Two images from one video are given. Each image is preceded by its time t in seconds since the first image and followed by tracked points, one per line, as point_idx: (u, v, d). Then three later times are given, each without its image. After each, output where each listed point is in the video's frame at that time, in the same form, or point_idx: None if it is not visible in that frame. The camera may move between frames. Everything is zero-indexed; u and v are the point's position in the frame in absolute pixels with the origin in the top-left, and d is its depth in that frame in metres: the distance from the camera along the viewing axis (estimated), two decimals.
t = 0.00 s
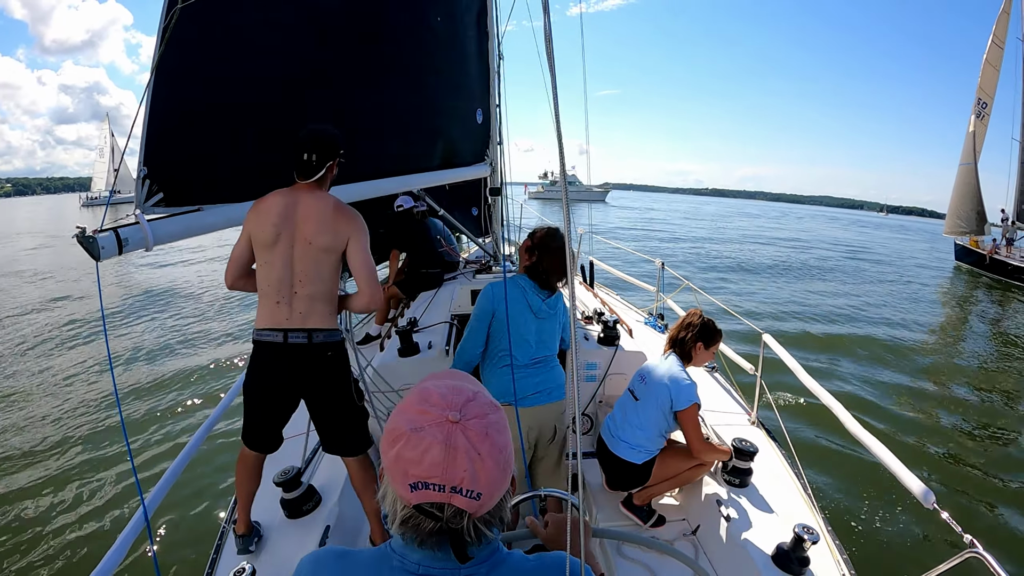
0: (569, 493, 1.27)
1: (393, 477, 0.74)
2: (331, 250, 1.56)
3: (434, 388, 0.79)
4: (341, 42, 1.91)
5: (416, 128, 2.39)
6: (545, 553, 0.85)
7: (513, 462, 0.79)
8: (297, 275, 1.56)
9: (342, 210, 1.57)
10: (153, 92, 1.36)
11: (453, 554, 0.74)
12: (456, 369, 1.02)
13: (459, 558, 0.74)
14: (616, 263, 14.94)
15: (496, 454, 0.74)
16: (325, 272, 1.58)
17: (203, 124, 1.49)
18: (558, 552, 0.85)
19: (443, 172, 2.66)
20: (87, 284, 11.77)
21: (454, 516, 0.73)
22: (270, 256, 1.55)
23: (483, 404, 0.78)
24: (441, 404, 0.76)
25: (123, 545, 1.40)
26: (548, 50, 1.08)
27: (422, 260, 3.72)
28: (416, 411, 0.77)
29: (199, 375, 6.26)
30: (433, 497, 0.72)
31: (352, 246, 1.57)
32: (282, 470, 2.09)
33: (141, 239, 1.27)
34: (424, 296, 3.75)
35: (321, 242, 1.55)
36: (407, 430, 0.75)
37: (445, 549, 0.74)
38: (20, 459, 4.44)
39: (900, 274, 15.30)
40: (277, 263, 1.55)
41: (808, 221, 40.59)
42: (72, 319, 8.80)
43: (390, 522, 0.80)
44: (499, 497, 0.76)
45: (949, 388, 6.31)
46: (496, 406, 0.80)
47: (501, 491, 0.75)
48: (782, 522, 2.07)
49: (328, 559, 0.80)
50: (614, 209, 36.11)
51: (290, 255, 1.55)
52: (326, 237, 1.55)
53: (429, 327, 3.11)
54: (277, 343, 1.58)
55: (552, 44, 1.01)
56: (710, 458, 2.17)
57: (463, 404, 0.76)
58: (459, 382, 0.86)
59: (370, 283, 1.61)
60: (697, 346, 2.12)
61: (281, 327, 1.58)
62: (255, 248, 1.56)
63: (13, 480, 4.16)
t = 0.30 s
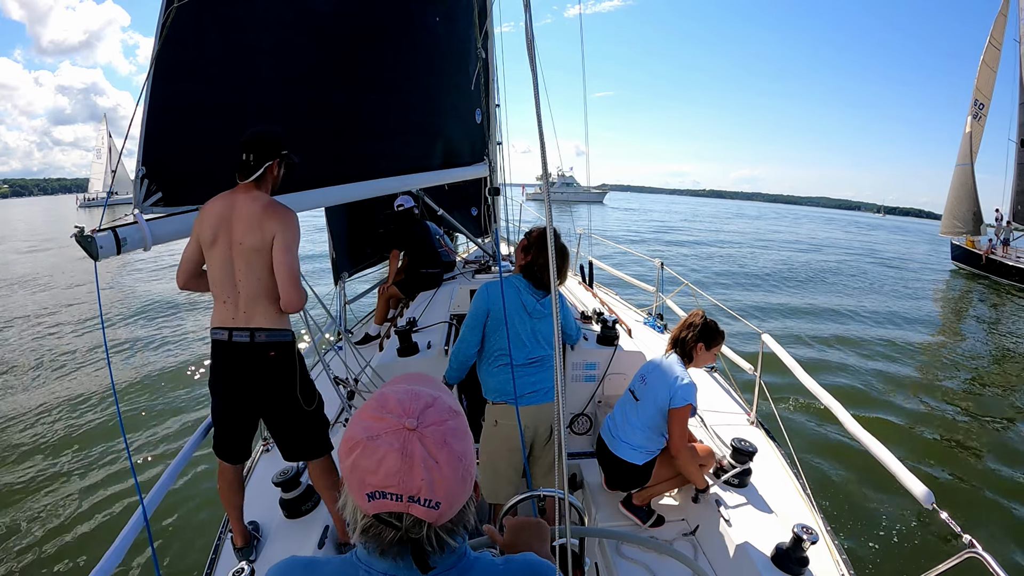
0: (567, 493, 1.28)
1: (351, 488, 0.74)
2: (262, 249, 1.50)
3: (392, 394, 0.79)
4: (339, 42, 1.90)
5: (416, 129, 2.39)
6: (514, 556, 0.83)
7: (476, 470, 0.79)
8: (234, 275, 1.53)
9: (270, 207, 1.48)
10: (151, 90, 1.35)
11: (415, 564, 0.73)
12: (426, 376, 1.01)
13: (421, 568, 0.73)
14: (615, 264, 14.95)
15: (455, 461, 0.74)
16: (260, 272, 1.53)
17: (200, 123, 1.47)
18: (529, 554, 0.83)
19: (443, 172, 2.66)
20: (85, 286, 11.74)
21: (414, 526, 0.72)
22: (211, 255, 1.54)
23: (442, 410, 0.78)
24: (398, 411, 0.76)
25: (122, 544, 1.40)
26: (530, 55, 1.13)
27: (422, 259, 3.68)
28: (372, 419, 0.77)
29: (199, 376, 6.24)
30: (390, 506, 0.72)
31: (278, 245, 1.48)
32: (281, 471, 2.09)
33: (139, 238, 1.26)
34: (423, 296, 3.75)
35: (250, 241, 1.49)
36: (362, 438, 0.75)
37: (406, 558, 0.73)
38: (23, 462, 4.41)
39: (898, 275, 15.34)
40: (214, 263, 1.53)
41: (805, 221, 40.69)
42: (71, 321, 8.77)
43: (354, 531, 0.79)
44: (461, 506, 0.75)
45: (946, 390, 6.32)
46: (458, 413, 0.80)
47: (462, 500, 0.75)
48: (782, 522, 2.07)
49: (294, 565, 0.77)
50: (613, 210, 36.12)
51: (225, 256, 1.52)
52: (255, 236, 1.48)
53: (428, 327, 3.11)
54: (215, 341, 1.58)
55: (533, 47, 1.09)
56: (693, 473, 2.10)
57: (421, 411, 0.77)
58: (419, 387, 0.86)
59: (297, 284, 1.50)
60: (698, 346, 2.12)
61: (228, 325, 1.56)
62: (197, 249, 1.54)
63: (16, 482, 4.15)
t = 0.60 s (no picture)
0: (566, 494, 1.28)
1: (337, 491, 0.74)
2: (233, 255, 1.45)
3: (375, 395, 0.79)
4: (339, 42, 1.90)
5: (416, 129, 2.39)
6: (504, 557, 0.80)
7: (463, 471, 0.79)
8: (215, 279, 1.51)
9: (234, 212, 1.41)
10: (152, 91, 1.35)
11: (402, 565, 0.73)
12: (411, 376, 1.01)
13: (409, 569, 0.72)
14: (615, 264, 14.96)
15: (440, 462, 0.74)
16: (236, 277, 1.49)
17: (200, 124, 1.48)
18: (520, 556, 0.81)
19: (443, 172, 2.66)
20: (83, 285, 11.71)
21: (401, 527, 0.72)
22: (195, 260, 1.52)
23: (426, 410, 0.78)
24: (382, 413, 0.76)
25: (122, 544, 1.40)
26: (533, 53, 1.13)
27: (422, 260, 3.67)
28: (356, 421, 0.76)
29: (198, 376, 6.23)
30: (377, 509, 0.72)
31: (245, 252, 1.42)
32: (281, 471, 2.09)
33: (139, 239, 1.27)
34: (422, 296, 3.75)
35: (222, 247, 1.44)
36: (347, 440, 0.75)
37: (395, 560, 0.73)
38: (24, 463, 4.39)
39: (896, 276, 15.36)
40: (197, 269, 1.52)
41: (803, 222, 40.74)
42: (69, 320, 8.75)
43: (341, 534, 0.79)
44: (448, 507, 0.75)
45: (944, 391, 6.32)
46: (444, 414, 0.80)
47: (449, 501, 0.74)
48: (782, 522, 2.07)
49: (281, 567, 0.75)
50: (612, 210, 36.14)
51: (204, 262, 1.50)
52: (224, 243, 1.43)
53: (428, 327, 3.11)
54: (204, 343, 1.59)
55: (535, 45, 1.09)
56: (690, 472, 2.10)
57: (406, 411, 0.77)
58: (405, 387, 0.86)
59: (264, 294, 1.43)
60: (698, 350, 2.12)
61: (215, 327, 1.57)
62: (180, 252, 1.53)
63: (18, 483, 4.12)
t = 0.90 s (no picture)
0: (566, 494, 1.28)
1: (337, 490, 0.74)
2: (233, 267, 1.44)
3: (376, 394, 0.79)
4: (338, 42, 1.91)
5: (414, 130, 2.39)
6: (504, 559, 0.80)
7: (462, 472, 0.79)
8: (219, 287, 1.51)
9: (233, 225, 1.39)
10: (153, 92, 1.35)
11: (400, 565, 0.73)
12: (411, 375, 1.01)
13: (408, 569, 0.72)
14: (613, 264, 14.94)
15: (440, 462, 0.74)
16: (238, 289, 1.48)
17: (199, 124, 1.47)
18: (519, 559, 0.80)
19: (443, 172, 2.66)
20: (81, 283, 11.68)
21: (399, 526, 0.72)
22: (199, 269, 1.52)
23: (426, 410, 0.78)
24: (382, 412, 0.77)
25: (122, 546, 1.40)
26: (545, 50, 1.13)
27: (421, 260, 3.69)
28: (356, 419, 0.76)
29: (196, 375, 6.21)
30: (376, 507, 0.72)
31: (244, 265, 1.40)
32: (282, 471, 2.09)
33: (138, 240, 1.27)
34: (422, 297, 3.75)
35: (223, 256, 1.43)
36: (347, 439, 0.75)
37: (393, 560, 0.73)
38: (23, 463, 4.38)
39: (894, 276, 15.37)
40: (201, 277, 1.52)
41: (802, 222, 40.76)
42: (66, 318, 8.72)
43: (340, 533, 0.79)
44: (447, 507, 0.75)
45: (943, 391, 6.33)
46: (443, 414, 0.80)
47: (448, 501, 0.75)
48: (781, 522, 2.07)
49: (281, 565, 0.76)
50: (611, 210, 36.14)
51: (207, 271, 1.50)
52: (224, 255, 1.42)
53: (428, 327, 3.11)
54: (215, 346, 1.60)
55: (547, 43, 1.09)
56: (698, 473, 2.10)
57: (405, 411, 0.77)
58: (405, 387, 0.86)
59: (261, 308, 1.41)
60: (702, 350, 2.13)
61: (222, 332, 1.57)
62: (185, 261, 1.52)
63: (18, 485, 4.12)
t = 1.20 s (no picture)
0: (566, 494, 1.28)
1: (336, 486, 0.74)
2: (237, 277, 1.43)
3: (377, 393, 0.79)
4: (338, 44, 1.91)
5: (413, 130, 2.39)
6: (504, 558, 0.80)
7: (463, 471, 0.78)
8: (223, 295, 1.50)
9: (240, 235, 1.39)
10: (153, 92, 1.35)
11: (399, 562, 0.73)
12: (412, 375, 1.01)
13: (407, 567, 0.72)
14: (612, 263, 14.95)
15: (440, 460, 0.74)
16: (242, 298, 1.48)
17: (197, 124, 1.47)
18: (519, 557, 0.80)
19: (442, 172, 2.65)
20: (81, 281, 11.67)
21: (399, 524, 0.72)
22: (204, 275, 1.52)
23: (427, 408, 0.78)
24: (383, 410, 0.77)
25: (122, 547, 1.40)
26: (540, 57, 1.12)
27: (421, 261, 3.69)
28: (357, 417, 0.76)
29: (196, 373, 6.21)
30: (375, 504, 0.72)
31: (248, 274, 1.40)
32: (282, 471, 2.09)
33: (139, 240, 1.27)
34: (422, 297, 3.76)
35: (227, 264, 1.43)
36: (347, 436, 0.75)
37: (392, 557, 0.73)
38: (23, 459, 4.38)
39: (893, 276, 15.39)
40: (204, 283, 1.51)
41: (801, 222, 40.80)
42: (66, 316, 8.72)
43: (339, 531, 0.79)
44: (447, 505, 0.75)
45: (941, 391, 6.34)
46: (444, 413, 0.80)
47: (448, 499, 0.74)
48: (781, 522, 2.07)
49: (282, 564, 0.77)
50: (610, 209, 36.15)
51: (211, 278, 1.49)
52: (229, 264, 1.42)
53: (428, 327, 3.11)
54: (218, 354, 1.60)
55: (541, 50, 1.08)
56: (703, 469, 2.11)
57: (406, 409, 0.77)
58: (405, 386, 0.86)
59: (264, 321, 1.40)
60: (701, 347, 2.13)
61: (225, 338, 1.57)
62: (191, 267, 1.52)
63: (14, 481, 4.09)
